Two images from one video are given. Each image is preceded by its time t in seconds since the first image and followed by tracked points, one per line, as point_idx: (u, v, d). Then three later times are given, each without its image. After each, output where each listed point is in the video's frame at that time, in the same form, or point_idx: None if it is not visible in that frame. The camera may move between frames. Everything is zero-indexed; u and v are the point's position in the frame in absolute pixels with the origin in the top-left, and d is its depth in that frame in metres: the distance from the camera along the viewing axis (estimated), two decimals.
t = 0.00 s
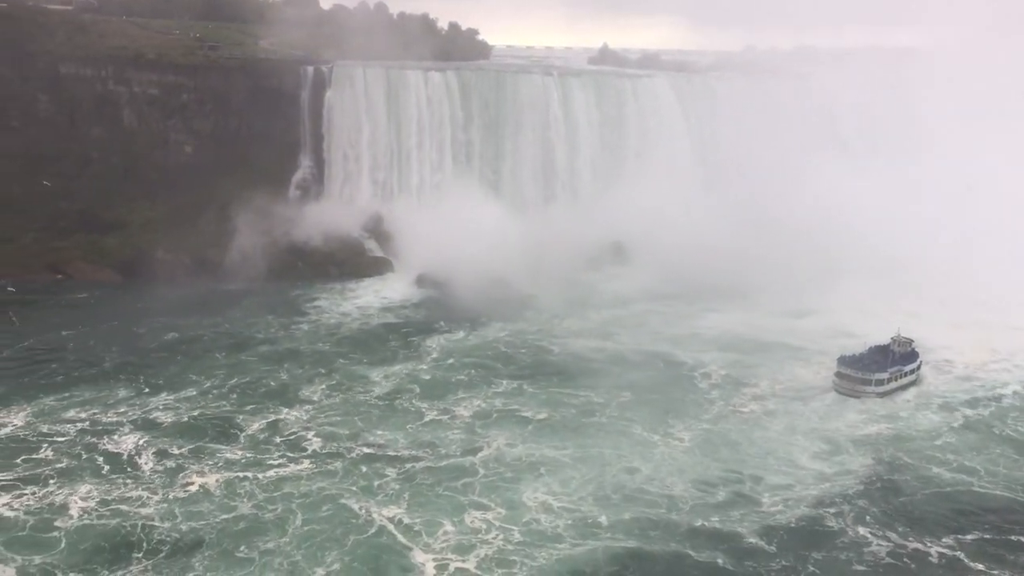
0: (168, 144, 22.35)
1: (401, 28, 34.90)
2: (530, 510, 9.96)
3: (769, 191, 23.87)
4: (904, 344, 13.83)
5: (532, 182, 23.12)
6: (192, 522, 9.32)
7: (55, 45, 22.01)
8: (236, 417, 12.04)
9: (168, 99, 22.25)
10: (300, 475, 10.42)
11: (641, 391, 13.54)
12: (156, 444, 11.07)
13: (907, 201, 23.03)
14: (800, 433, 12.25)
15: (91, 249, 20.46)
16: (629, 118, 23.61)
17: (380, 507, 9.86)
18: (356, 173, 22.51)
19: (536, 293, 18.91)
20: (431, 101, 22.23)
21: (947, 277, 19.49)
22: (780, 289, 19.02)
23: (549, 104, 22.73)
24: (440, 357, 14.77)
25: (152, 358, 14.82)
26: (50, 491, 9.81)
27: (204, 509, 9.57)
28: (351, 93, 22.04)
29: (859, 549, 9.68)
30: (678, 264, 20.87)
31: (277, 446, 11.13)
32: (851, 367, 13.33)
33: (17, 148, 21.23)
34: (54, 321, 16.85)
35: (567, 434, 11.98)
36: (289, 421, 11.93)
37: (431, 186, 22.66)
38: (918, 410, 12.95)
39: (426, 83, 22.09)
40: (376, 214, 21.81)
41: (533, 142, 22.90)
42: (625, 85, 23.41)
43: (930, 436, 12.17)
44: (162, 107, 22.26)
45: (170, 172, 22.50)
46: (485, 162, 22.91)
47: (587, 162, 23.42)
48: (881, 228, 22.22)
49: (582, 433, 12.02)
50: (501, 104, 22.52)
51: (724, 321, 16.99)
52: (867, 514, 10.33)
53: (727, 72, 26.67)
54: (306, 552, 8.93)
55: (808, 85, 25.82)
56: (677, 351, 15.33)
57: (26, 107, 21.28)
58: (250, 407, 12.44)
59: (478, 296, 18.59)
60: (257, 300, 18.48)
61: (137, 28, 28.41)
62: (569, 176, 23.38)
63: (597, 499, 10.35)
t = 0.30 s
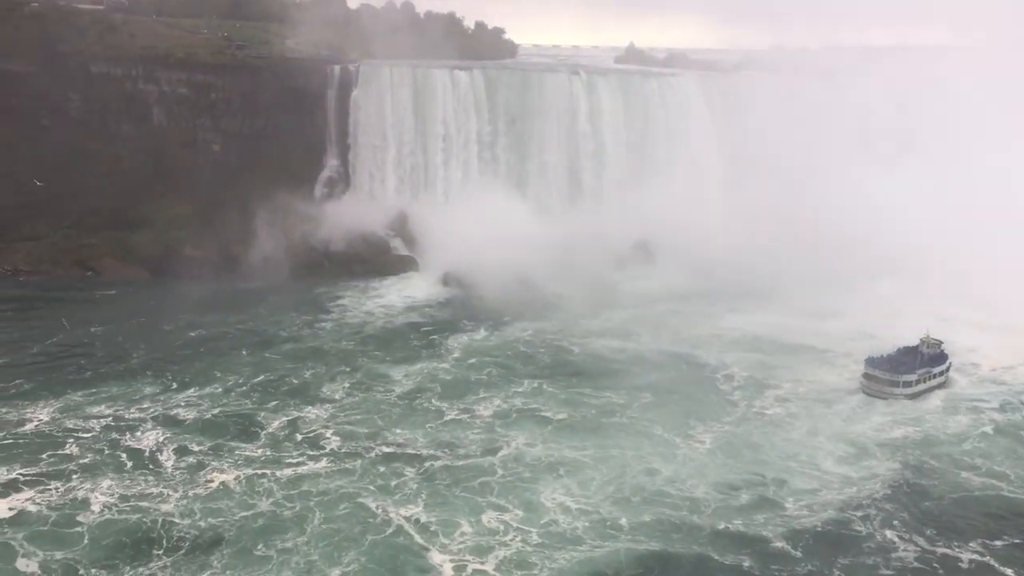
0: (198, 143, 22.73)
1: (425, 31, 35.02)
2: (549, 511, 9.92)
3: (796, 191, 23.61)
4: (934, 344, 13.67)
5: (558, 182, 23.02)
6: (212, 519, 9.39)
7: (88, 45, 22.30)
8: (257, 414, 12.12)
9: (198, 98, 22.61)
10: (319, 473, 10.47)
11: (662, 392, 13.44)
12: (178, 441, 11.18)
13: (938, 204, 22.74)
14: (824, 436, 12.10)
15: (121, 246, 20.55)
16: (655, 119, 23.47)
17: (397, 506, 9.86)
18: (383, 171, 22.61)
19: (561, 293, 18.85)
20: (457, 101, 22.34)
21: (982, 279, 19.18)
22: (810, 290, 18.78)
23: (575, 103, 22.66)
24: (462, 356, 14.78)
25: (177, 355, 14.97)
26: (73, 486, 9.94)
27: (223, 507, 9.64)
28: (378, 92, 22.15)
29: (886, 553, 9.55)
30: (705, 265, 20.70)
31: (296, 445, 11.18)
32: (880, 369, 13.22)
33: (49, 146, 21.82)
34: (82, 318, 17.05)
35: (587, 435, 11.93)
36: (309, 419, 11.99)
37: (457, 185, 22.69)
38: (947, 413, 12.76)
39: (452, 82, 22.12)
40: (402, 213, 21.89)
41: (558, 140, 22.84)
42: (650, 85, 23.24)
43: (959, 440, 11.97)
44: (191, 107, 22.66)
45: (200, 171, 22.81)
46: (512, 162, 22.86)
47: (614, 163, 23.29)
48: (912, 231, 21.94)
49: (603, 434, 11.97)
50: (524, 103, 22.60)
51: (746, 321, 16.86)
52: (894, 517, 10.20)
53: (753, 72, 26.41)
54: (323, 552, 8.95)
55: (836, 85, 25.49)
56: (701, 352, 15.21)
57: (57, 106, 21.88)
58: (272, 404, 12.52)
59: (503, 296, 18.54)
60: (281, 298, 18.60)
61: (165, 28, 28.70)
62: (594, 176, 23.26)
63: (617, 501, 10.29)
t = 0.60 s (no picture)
0: (227, 143, 23.28)
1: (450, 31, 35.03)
2: (569, 514, 9.87)
3: (826, 192, 23.30)
4: (964, 347, 13.48)
5: (586, 181, 22.91)
6: (232, 517, 9.46)
7: (120, 46, 23.70)
8: (279, 413, 12.21)
9: (226, 98, 23.16)
10: (339, 472, 10.51)
11: (685, 395, 13.34)
12: (199, 438, 11.27)
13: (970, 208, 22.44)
14: (849, 441, 11.95)
15: (150, 246, 20.76)
16: (682, 119, 23.25)
17: (416, 507, 9.87)
18: (410, 170, 22.73)
19: (587, 293, 18.77)
20: (483, 102, 22.32)
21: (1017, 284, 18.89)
22: (839, 293, 18.55)
23: (601, 104, 22.53)
24: (483, 356, 14.79)
25: (203, 353, 15.12)
26: (96, 482, 10.08)
27: (243, 505, 9.70)
28: (405, 92, 22.26)
29: (915, 561, 9.39)
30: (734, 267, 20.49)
31: (316, 444, 11.23)
32: (909, 371, 13.05)
33: (82, 142, 23.42)
34: (110, 315, 17.27)
35: (609, 437, 11.86)
36: (330, 419, 12.05)
37: (482, 185, 22.76)
38: (977, 418, 12.55)
39: (478, 84, 22.15)
40: (428, 214, 21.92)
41: (584, 140, 22.68)
42: (678, 85, 23.00)
43: (988, 446, 11.77)
44: (221, 105, 23.23)
45: (228, 170, 23.25)
46: (537, 162, 22.83)
47: (640, 164, 23.17)
48: (943, 235, 21.66)
49: (624, 436, 11.91)
50: (551, 104, 22.45)
51: (769, 323, 16.73)
52: (923, 523, 10.04)
53: (781, 70, 26.09)
54: (341, 552, 8.97)
55: (868, 84, 25.09)
56: (725, 354, 15.07)
57: (90, 106, 23.63)
58: (294, 403, 12.60)
59: (530, 296, 18.47)
60: (306, 297, 18.72)
61: (195, 29, 29.01)
62: (620, 177, 23.15)
63: (637, 504, 10.23)
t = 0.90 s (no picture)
0: (257, 144, 23.44)
1: (479, 34, 35.08)
2: (592, 518, 9.83)
3: (858, 196, 23.03)
4: (996, 352, 13.27)
5: (612, 184, 22.82)
6: (253, 516, 9.53)
7: (155, 48, 23.92)
8: (302, 412, 12.29)
9: (258, 99, 23.33)
10: (361, 473, 10.55)
11: (709, 399, 13.22)
12: (222, 438, 11.35)
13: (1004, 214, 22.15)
14: (877, 447, 11.77)
15: (182, 245, 20.97)
16: (712, 120, 22.99)
17: (436, 509, 9.88)
18: (438, 171, 22.81)
19: (616, 296, 18.68)
20: (512, 104, 22.30)
21: None
22: (871, 297, 18.31)
23: (631, 105, 22.38)
24: (506, 358, 14.78)
25: (230, 352, 15.26)
26: (120, 479, 10.20)
27: (265, 504, 9.77)
28: (433, 93, 22.38)
29: (945, 570, 9.23)
30: (764, 271, 20.28)
31: (338, 444, 11.28)
32: (940, 376, 12.86)
33: (115, 143, 23.87)
34: (140, 313, 17.51)
35: (631, 440, 11.79)
36: (353, 419, 12.11)
37: (511, 186, 22.74)
38: (1008, 425, 12.34)
39: (507, 85, 22.15)
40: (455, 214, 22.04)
41: (612, 142, 22.57)
42: (708, 86, 22.75)
43: (1020, 454, 11.56)
44: (253, 106, 23.40)
45: (257, 170, 23.47)
46: (567, 164, 22.73)
47: (669, 166, 22.97)
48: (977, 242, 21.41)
49: (646, 440, 11.83)
50: (580, 105, 22.36)
51: (794, 327, 16.53)
52: (954, 531, 9.89)
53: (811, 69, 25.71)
54: (360, 554, 9.00)
55: (903, 86, 24.64)
56: (752, 358, 14.93)
57: (123, 106, 23.87)
58: (317, 403, 12.68)
59: (559, 298, 18.42)
60: (332, 297, 18.84)
61: (226, 30, 29.34)
62: (648, 178, 23.02)
63: (659, 508, 10.15)
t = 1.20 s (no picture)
0: (286, 146, 23.72)
1: (507, 37, 35.06)
2: (613, 524, 9.75)
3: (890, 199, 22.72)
4: None
5: (639, 185, 22.72)
6: (273, 516, 9.58)
7: (187, 49, 24.41)
8: (324, 413, 12.35)
9: (288, 100, 23.56)
10: (382, 474, 10.59)
11: (733, 404, 13.08)
12: (243, 438, 11.42)
13: None
14: (906, 455, 11.58)
15: (212, 245, 21.09)
16: (741, 122, 22.83)
17: (454, 512, 9.86)
18: (465, 172, 22.88)
19: (644, 298, 18.58)
20: (541, 106, 22.22)
21: None
22: (903, 302, 18.08)
23: (660, 107, 22.25)
24: (528, 361, 14.74)
25: (256, 351, 15.39)
26: (143, 478, 10.31)
27: (285, 504, 9.83)
28: (462, 95, 22.35)
29: None
30: (794, 274, 20.07)
31: (359, 446, 11.32)
32: (972, 383, 12.63)
33: (147, 144, 24.47)
34: (169, 313, 17.69)
35: (655, 445, 11.69)
36: (375, 420, 12.14)
37: (539, 188, 22.76)
38: None
39: (536, 87, 22.05)
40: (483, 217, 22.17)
41: (641, 144, 22.45)
42: (739, 88, 22.59)
43: None
44: (283, 108, 23.66)
45: (286, 172, 23.69)
46: (595, 166, 22.67)
47: (699, 168, 22.82)
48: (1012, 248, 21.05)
49: (669, 445, 11.72)
50: (609, 107, 22.25)
51: (821, 332, 16.32)
52: (987, 540, 9.70)
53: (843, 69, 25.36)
54: (379, 556, 9.01)
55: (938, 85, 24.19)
56: (780, 363, 14.77)
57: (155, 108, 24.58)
58: (340, 404, 12.74)
59: (586, 300, 18.37)
60: (358, 297, 18.93)
61: (257, 32, 29.62)
62: (678, 181, 22.89)
63: (681, 515, 10.05)
